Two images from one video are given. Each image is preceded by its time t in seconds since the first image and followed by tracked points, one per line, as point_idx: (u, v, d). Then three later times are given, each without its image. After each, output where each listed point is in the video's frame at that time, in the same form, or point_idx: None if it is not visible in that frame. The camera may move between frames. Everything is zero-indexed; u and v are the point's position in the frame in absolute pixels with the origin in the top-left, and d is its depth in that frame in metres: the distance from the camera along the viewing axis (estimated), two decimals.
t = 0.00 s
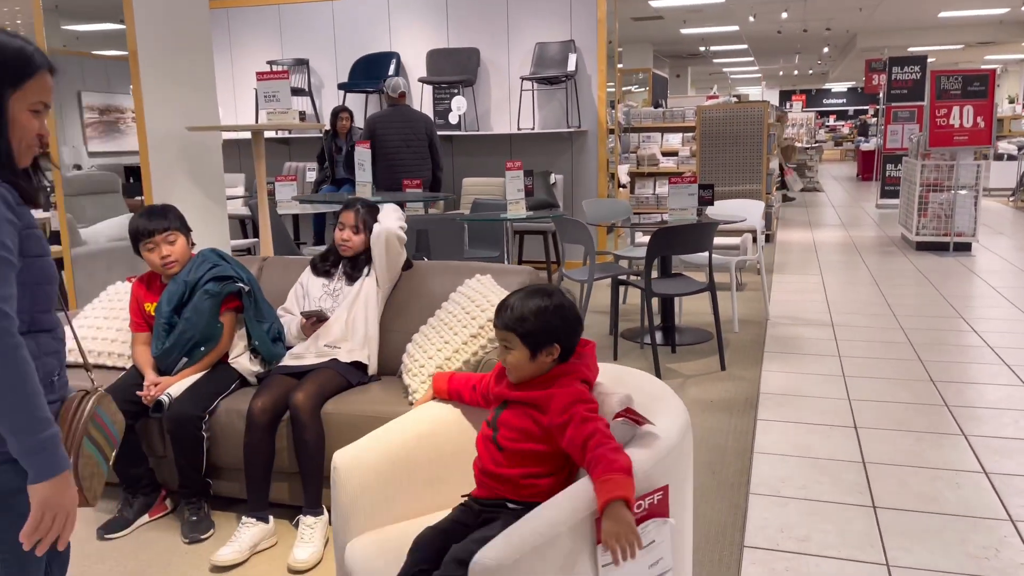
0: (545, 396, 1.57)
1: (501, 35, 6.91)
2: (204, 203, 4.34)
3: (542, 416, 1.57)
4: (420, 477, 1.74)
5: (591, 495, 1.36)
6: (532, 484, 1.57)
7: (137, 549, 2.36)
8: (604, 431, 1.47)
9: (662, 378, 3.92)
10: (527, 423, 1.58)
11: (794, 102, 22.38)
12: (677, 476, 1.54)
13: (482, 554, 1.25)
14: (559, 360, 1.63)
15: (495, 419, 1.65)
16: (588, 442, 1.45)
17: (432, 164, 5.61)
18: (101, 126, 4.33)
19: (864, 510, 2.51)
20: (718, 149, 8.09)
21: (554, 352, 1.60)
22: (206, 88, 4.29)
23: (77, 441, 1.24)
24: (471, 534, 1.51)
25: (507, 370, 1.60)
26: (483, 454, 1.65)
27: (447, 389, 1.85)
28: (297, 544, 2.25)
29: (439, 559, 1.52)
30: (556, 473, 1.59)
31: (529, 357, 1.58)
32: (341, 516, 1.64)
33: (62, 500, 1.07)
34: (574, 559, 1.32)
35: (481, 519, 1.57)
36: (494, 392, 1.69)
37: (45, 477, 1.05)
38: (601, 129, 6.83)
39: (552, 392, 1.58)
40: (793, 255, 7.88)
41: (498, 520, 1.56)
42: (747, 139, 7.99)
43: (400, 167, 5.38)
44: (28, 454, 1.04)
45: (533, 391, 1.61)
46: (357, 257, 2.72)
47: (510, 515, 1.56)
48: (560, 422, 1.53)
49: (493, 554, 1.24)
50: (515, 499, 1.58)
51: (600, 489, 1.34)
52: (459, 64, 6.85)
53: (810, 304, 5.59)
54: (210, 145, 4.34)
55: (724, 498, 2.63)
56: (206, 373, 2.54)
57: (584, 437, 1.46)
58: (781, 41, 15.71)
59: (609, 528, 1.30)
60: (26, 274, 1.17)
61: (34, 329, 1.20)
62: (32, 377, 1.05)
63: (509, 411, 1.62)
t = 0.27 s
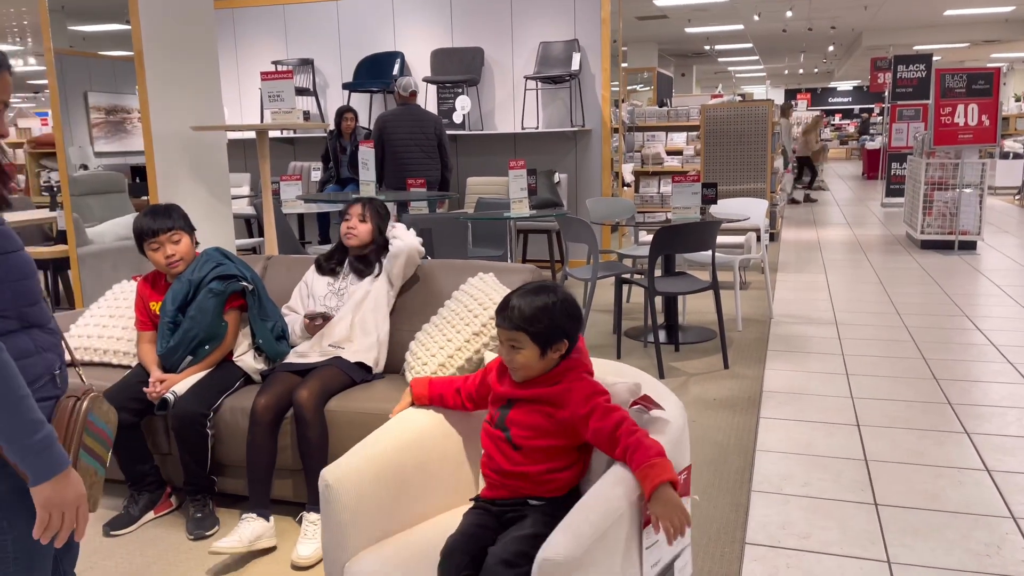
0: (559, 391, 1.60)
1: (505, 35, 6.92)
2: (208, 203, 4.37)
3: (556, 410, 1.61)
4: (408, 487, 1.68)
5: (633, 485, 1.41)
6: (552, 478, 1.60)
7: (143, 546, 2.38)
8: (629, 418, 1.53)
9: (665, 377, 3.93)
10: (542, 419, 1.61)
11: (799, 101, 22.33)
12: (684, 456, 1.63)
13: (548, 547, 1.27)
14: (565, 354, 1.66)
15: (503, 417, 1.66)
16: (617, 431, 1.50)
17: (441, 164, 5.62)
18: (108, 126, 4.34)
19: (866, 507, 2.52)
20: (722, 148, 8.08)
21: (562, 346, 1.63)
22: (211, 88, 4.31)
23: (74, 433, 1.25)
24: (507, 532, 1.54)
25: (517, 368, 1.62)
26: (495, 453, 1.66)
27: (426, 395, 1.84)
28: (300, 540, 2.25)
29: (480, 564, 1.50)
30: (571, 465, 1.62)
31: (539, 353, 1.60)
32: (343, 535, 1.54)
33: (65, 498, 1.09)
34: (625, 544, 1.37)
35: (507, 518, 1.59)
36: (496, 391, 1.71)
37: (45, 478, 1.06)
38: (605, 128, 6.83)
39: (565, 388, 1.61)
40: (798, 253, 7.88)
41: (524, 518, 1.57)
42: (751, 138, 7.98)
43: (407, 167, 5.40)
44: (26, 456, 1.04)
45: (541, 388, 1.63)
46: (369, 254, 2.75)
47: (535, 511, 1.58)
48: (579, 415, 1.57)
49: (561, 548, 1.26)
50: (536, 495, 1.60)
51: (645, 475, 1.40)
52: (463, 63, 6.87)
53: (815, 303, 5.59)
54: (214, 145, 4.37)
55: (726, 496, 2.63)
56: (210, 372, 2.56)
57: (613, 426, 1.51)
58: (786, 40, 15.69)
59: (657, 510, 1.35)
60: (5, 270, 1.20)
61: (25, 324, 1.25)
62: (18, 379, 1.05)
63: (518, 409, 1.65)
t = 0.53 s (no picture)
0: (572, 388, 1.62)
1: (507, 34, 6.92)
2: (211, 203, 4.37)
3: (568, 408, 1.62)
4: (408, 497, 1.66)
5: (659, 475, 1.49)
6: (568, 475, 1.61)
7: (147, 545, 2.39)
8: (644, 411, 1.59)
9: (668, 376, 3.92)
10: (554, 417, 1.62)
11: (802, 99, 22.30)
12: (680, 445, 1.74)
13: (601, 541, 1.31)
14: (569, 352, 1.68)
15: (511, 417, 1.66)
16: (636, 425, 1.56)
17: (446, 164, 5.62)
18: (111, 127, 4.36)
19: (869, 505, 2.52)
20: (724, 146, 8.07)
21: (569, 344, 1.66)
22: (214, 89, 4.33)
23: (80, 434, 1.29)
24: (535, 530, 1.55)
25: (527, 368, 1.63)
26: (506, 454, 1.65)
27: (417, 402, 1.81)
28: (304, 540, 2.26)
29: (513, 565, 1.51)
30: (583, 461, 1.64)
31: (550, 351, 1.62)
32: (352, 551, 1.51)
33: (65, 499, 1.09)
34: (656, 531, 1.44)
35: (530, 517, 1.59)
36: (500, 392, 1.71)
37: (46, 481, 1.06)
38: (607, 127, 6.83)
39: (575, 385, 1.63)
40: (800, 252, 7.87)
41: (546, 516, 1.58)
42: (754, 136, 7.97)
43: (410, 166, 5.40)
44: (26, 459, 1.05)
45: (549, 386, 1.65)
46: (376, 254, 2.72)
47: (556, 509, 1.59)
48: (596, 411, 1.60)
49: (615, 540, 1.31)
50: (553, 492, 1.61)
51: (673, 465, 1.47)
52: (465, 63, 6.88)
53: (818, 302, 5.58)
54: (217, 145, 4.38)
55: (729, 494, 2.64)
56: (213, 371, 2.57)
57: (632, 420, 1.57)
58: (789, 38, 15.67)
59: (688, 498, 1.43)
60: (0, 270, 1.20)
61: (23, 323, 1.26)
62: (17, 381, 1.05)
63: (527, 408, 1.65)
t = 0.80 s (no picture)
0: (585, 380, 1.65)
1: (511, 32, 6.93)
2: (217, 202, 4.38)
3: (582, 400, 1.65)
4: (419, 499, 1.64)
5: (681, 462, 1.55)
6: (586, 467, 1.63)
7: (157, 541, 2.40)
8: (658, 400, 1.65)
9: (674, 373, 3.93)
10: (569, 409, 1.64)
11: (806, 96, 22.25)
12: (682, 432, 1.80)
13: (643, 529, 1.37)
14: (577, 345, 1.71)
15: (524, 413, 1.67)
16: (653, 414, 1.61)
17: (454, 162, 5.62)
18: (116, 126, 4.38)
19: (876, 500, 2.52)
20: (728, 143, 8.05)
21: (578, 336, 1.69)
22: (220, 88, 4.34)
23: (91, 422, 1.38)
24: (560, 524, 1.56)
25: (539, 358, 1.65)
26: (522, 449, 1.65)
27: (419, 401, 1.78)
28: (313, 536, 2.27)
29: (547, 558, 1.52)
30: (598, 453, 1.67)
31: (563, 343, 1.65)
32: (373, 557, 1.49)
33: (92, 482, 1.11)
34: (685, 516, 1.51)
35: (554, 511, 1.60)
36: (510, 387, 1.71)
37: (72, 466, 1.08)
38: (611, 125, 6.83)
39: (587, 377, 1.66)
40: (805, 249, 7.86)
41: (570, 509, 1.59)
42: (758, 133, 7.95)
43: (416, 164, 5.41)
44: (52, 445, 1.06)
45: (560, 379, 1.66)
46: (378, 253, 2.74)
47: (578, 500, 1.60)
48: (611, 401, 1.63)
49: (658, 526, 1.37)
50: (573, 485, 1.62)
51: (694, 452, 1.54)
52: (469, 61, 6.89)
53: (823, 299, 5.57)
54: (223, 144, 4.39)
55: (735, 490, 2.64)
56: (221, 368, 2.58)
57: (648, 409, 1.62)
58: (793, 35, 15.63)
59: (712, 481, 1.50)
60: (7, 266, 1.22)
61: (31, 318, 1.28)
62: (41, 367, 1.06)
63: (540, 402, 1.66)
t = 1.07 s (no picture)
0: (595, 377, 1.65)
1: (515, 30, 6.92)
2: (222, 201, 4.38)
3: (592, 398, 1.65)
4: (427, 502, 1.62)
5: (694, 455, 1.57)
6: (597, 464, 1.63)
7: (162, 540, 2.41)
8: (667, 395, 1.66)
9: (679, 371, 3.92)
10: (578, 407, 1.64)
11: (811, 93, 22.21)
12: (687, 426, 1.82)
13: (669, 523, 1.39)
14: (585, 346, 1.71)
15: (533, 412, 1.66)
16: (663, 409, 1.62)
17: (458, 160, 5.62)
18: (121, 126, 4.37)
19: (882, 498, 2.51)
20: (733, 140, 8.04)
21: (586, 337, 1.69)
22: (224, 86, 4.35)
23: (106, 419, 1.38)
24: (576, 521, 1.56)
25: (548, 356, 1.64)
26: (532, 448, 1.64)
27: (423, 403, 1.75)
28: (318, 534, 2.28)
29: (566, 555, 1.51)
30: (606, 450, 1.67)
31: (573, 344, 1.65)
32: (388, 563, 1.47)
33: (117, 468, 1.14)
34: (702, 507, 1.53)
35: (569, 509, 1.59)
36: (517, 387, 1.70)
37: (97, 452, 1.11)
38: (616, 123, 6.82)
39: (597, 374, 1.66)
40: (810, 246, 7.84)
41: (585, 506, 1.59)
42: (763, 130, 7.93)
43: (422, 162, 5.40)
44: (77, 433, 1.08)
45: (569, 377, 1.66)
46: (379, 252, 2.75)
47: (591, 497, 1.60)
48: (621, 398, 1.64)
49: (683, 520, 1.39)
50: (586, 482, 1.62)
51: (707, 445, 1.56)
52: (473, 59, 6.88)
53: (828, 296, 5.56)
54: (227, 143, 4.39)
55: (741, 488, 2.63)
56: (226, 366, 2.58)
57: (659, 405, 1.62)
58: (797, 32, 15.58)
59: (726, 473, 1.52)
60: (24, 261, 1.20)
61: (50, 312, 1.27)
62: (64, 359, 1.08)
63: (549, 401, 1.66)
